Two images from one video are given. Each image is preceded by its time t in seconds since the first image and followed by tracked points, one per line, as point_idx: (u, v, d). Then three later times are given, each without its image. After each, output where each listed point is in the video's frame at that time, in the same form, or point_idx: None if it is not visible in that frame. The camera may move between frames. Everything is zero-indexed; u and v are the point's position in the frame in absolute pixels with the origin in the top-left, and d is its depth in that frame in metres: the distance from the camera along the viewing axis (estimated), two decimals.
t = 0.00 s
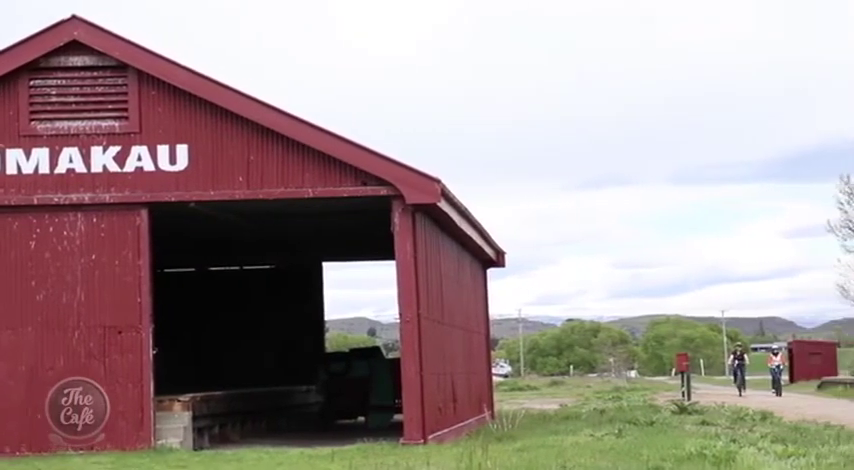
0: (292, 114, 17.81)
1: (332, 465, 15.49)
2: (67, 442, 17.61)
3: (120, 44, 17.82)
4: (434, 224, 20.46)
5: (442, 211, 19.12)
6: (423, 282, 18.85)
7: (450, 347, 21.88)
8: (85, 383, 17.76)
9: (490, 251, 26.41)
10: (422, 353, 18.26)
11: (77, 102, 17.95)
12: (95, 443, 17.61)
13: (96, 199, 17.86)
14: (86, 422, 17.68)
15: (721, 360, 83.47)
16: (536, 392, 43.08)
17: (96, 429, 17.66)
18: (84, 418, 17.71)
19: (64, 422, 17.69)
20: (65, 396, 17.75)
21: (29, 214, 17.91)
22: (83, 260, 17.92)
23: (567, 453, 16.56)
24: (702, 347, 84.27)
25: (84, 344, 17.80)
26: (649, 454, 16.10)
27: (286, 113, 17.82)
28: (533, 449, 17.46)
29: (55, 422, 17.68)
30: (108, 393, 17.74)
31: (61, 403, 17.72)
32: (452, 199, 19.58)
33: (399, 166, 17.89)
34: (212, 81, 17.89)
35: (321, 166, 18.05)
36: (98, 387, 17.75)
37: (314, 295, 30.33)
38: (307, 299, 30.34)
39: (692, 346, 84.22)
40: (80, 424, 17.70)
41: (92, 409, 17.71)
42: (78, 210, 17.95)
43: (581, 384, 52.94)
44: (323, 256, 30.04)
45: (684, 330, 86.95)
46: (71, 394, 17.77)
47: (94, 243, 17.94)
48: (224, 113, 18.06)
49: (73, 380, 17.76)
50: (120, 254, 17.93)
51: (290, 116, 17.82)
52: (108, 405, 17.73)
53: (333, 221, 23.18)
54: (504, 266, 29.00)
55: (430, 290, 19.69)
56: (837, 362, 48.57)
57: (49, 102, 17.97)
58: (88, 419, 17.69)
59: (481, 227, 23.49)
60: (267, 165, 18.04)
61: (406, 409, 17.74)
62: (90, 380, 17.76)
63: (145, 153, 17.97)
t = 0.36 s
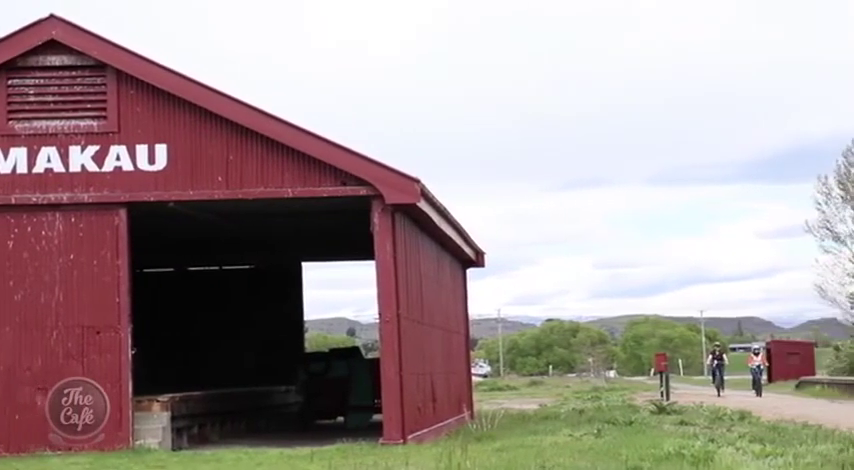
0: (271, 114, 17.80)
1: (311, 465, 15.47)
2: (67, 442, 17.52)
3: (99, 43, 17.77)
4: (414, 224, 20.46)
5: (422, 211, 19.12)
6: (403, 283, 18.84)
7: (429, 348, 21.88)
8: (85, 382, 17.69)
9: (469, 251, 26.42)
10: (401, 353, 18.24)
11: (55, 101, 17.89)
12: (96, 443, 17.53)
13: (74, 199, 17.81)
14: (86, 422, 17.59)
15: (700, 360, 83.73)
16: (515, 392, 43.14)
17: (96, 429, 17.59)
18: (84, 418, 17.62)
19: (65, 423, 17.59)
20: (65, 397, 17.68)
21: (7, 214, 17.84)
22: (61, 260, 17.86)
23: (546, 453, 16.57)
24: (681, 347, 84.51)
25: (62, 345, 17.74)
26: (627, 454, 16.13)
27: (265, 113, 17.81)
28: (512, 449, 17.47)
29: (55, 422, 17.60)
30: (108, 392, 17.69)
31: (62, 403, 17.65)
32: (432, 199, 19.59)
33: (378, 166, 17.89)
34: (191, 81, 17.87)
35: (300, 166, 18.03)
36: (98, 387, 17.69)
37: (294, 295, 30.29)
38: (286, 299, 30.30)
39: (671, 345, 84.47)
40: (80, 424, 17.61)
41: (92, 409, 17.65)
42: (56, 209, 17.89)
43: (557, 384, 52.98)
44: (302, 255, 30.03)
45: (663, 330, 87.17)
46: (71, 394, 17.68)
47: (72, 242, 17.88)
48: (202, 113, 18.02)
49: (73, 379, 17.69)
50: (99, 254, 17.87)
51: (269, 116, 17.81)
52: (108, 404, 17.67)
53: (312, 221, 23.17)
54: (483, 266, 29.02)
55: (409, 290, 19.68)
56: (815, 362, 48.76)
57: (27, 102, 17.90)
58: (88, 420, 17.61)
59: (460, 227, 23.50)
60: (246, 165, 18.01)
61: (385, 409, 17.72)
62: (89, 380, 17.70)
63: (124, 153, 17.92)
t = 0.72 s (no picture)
0: (249, 114, 17.77)
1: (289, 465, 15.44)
2: (66, 442, 17.47)
3: (76, 42, 17.69)
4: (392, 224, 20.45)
5: (400, 211, 19.11)
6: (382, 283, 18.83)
7: (407, 348, 21.87)
8: (85, 383, 17.65)
9: (448, 251, 26.43)
10: (380, 352, 18.24)
11: (32, 100, 17.81)
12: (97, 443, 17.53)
13: (51, 198, 17.73)
14: (86, 422, 17.59)
15: (678, 360, 84.00)
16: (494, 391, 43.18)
17: (96, 429, 17.58)
18: (84, 418, 17.62)
19: (64, 422, 17.55)
20: (65, 396, 17.64)
21: None
22: (38, 260, 17.78)
23: (524, 454, 16.57)
24: (658, 347, 84.72)
25: (39, 345, 17.66)
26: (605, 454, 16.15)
27: (243, 113, 17.77)
28: (490, 449, 17.48)
29: (55, 423, 17.54)
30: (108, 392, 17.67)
31: (61, 403, 17.61)
32: (410, 199, 19.58)
33: (356, 166, 17.87)
34: (169, 81, 17.82)
35: (279, 166, 17.99)
36: (97, 386, 17.64)
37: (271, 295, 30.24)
38: (264, 299, 30.24)
39: (649, 346, 84.56)
40: (80, 424, 17.60)
41: (92, 409, 17.64)
42: (33, 209, 17.81)
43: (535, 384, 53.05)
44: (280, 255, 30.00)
45: (641, 330, 87.39)
46: (71, 394, 17.66)
47: (49, 242, 17.81)
48: (180, 112, 17.97)
49: (72, 380, 17.65)
50: (76, 254, 17.80)
51: (247, 115, 17.78)
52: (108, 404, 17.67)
53: (291, 221, 23.13)
54: (462, 266, 29.02)
55: (388, 290, 19.68)
56: (792, 362, 48.95)
57: (4, 101, 17.82)
58: (88, 420, 17.61)
59: (439, 227, 23.49)
60: (225, 165, 17.96)
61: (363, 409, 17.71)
62: (89, 380, 17.65)
63: (102, 153, 17.86)
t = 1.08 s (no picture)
0: (228, 113, 17.74)
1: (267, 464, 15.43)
2: (66, 442, 17.44)
3: (54, 41, 17.61)
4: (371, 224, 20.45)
5: (379, 211, 19.10)
6: (361, 283, 18.83)
7: (386, 348, 21.85)
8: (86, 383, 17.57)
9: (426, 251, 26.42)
10: (359, 353, 18.22)
11: (9, 100, 17.73)
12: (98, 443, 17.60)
13: (29, 198, 17.67)
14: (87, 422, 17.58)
15: (656, 360, 84.21)
16: (473, 391, 43.25)
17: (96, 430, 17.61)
18: (85, 417, 17.60)
19: (64, 422, 17.52)
20: (65, 396, 17.58)
21: None
22: (15, 260, 17.70)
23: (503, 453, 16.58)
24: (637, 347, 84.94)
25: (16, 345, 17.59)
26: (583, 454, 16.17)
27: (221, 112, 17.74)
28: (469, 449, 17.49)
29: (55, 422, 17.52)
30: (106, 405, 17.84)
31: (62, 403, 17.56)
32: (389, 199, 19.59)
33: (335, 166, 17.86)
34: (147, 80, 17.78)
35: (257, 166, 17.95)
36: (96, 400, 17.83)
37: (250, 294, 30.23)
38: (243, 299, 30.23)
39: (627, 346, 84.73)
40: (80, 424, 17.56)
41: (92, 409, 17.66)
42: (11, 208, 17.73)
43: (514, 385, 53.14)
44: (258, 255, 29.97)
45: (619, 330, 87.59)
46: (72, 394, 17.59)
47: (26, 242, 17.73)
48: (159, 112, 17.91)
49: (73, 380, 17.55)
50: (54, 254, 17.73)
51: (226, 115, 17.74)
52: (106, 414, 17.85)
53: (269, 221, 23.09)
54: (440, 266, 29.01)
55: (367, 291, 19.68)
56: (769, 363, 49.18)
57: None
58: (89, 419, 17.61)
59: (418, 227, 23.48)
60: (203, 165, 17.91)
61: (342, 409, 17.70)
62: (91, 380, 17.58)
63: (80, 152, 17.79)
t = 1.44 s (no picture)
0: (207, 113, 17.70)
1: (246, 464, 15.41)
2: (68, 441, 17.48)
3: (32, 40, 17.54)
4: (351, 224, 20.42)
5: (359, 211, 19.07)
6: (340, 283, 18.80)
7: (366, 348, 21.82)
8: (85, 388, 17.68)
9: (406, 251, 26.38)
10: (338, 353, 18.19)
11: None
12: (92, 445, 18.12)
13: (7, 197, 17.60)
14: (86, 422, 18.09)
15: (635, 360, 84.40)
16: (453, 391, 43.28)
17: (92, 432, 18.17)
18: (84, 417, 18.10)
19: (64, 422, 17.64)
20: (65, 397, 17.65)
21: None
22: None
23: (482, 453, 16.58)
24: (616, 347, 85.14)
25: None
26: (562, 454, 16.18)
27: (200, 112, 17.70)
28: (449, 449, 17.48)
29: (55, 423, 17.49)
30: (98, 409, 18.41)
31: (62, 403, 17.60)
32: (369, 199, 19.57)
33: (314, 165, 17.83)
34: (126, 79, 17.72)
35: (236, 166, 17.91)
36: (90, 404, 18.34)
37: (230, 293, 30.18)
38: (222, 298, 30.18)
39: (606, 346, 84.89)
40: (79, 423, 18.02)
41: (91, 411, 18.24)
42: None
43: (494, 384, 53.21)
44: (237, 255, 29.92)
45: (599, 330, 87.78)
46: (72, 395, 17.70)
47: (4, 242, 17.66)
48: (138, 112, 17.86)
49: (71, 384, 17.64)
50: (32, 254, 17.65)
51: (205, 115, 17.70)
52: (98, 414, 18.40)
53: (248, 220, 23.03)
54: (420, 266, 28.98)
55: (346, 291, 19.66)
56: (748, 363, 49.37)
57: None
58: (88, 419, 18.14)
59: (398, 227, 23.45)
60: (182, 164, 17.86)
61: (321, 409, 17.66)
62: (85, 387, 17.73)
63: (58, 152, 17.73)
